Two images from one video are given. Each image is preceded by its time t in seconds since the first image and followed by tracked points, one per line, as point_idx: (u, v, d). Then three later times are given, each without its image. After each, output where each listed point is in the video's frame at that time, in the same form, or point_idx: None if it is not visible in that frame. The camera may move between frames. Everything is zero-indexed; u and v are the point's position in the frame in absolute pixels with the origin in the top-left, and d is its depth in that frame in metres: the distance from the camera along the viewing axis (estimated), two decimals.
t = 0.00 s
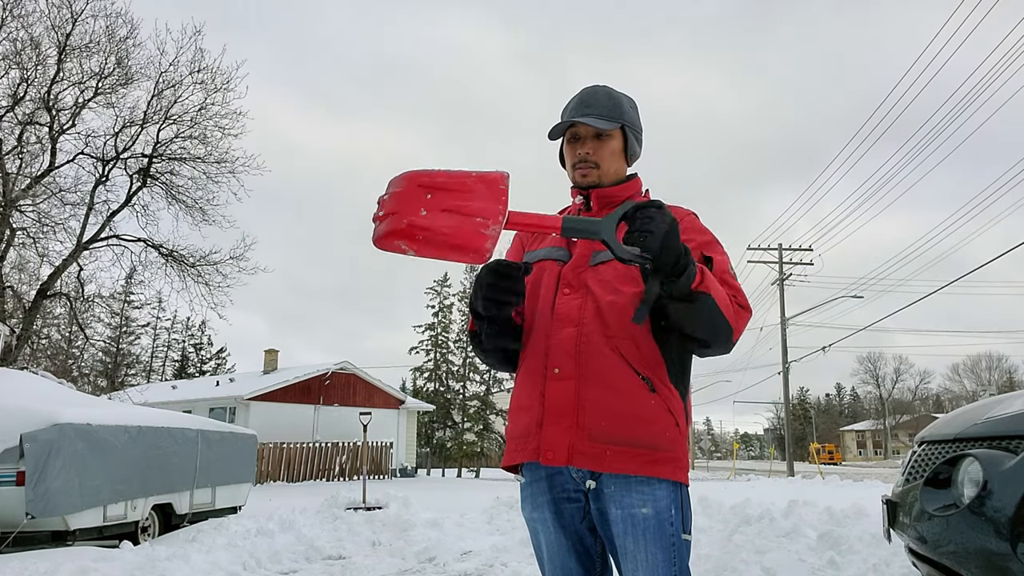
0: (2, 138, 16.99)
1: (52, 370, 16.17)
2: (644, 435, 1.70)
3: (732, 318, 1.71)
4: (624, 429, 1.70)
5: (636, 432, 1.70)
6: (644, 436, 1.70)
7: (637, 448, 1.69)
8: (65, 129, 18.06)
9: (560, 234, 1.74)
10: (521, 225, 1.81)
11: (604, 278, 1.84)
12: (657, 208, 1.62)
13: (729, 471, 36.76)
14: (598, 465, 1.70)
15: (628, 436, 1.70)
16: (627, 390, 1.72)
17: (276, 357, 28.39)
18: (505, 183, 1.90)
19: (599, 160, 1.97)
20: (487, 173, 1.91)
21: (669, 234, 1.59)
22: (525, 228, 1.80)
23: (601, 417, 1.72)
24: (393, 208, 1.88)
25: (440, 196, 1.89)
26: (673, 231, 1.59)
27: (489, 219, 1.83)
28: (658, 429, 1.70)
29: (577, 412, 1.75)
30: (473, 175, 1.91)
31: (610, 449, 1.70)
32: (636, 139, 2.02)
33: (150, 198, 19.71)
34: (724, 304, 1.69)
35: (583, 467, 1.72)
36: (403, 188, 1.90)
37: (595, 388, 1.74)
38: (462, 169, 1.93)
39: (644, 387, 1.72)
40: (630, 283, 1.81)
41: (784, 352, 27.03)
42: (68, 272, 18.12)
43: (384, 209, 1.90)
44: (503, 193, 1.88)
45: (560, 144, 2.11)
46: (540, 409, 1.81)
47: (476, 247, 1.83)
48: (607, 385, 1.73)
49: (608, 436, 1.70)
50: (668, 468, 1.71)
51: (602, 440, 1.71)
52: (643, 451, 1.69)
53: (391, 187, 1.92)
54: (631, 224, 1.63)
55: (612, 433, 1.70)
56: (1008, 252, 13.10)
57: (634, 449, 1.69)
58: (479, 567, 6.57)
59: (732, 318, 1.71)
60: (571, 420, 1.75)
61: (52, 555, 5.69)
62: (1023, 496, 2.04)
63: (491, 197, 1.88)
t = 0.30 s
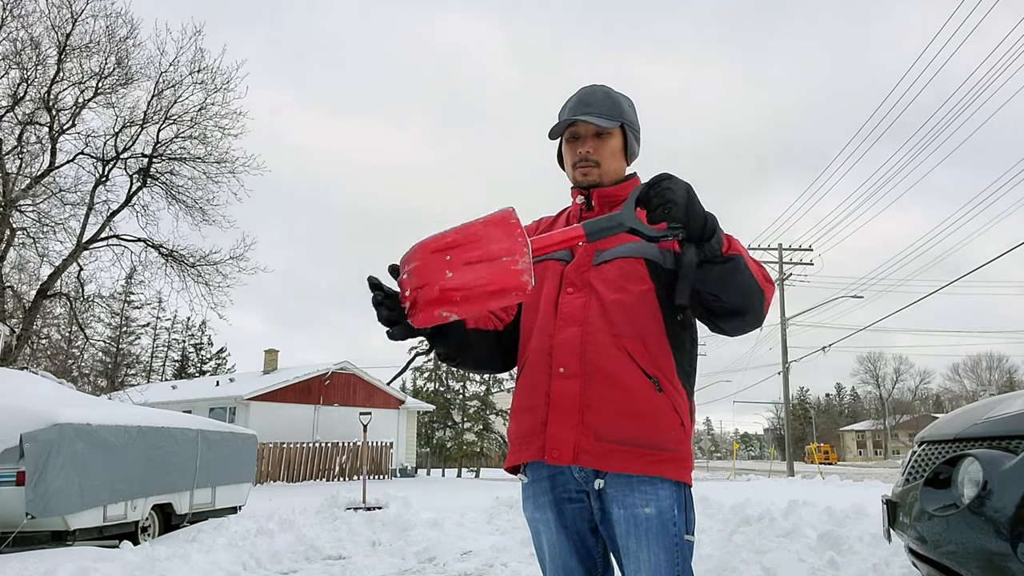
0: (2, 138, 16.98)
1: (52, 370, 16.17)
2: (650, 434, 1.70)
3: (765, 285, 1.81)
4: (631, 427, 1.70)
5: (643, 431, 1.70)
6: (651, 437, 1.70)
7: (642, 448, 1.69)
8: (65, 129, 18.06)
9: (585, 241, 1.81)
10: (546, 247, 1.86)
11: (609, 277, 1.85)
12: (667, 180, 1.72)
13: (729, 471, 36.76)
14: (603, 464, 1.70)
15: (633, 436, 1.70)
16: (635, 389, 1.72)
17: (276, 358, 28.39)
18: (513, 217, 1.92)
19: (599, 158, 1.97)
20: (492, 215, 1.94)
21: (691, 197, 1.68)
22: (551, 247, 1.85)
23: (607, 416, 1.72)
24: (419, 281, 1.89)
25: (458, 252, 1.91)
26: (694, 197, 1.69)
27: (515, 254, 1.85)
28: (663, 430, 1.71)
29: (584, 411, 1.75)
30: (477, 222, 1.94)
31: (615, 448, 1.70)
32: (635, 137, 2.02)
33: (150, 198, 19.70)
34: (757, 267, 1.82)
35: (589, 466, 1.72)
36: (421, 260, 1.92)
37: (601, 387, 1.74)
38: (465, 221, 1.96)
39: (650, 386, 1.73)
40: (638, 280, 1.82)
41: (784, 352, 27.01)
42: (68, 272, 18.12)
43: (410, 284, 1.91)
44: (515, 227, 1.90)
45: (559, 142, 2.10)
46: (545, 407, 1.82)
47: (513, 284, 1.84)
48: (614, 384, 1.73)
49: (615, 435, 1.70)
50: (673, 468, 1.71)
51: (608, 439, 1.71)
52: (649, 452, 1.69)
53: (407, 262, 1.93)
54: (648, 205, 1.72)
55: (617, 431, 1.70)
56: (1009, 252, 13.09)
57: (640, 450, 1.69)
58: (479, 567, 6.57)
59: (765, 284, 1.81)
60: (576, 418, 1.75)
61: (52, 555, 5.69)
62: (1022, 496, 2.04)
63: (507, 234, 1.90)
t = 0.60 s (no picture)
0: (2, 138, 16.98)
1: (52, 370, 16.17)
2: (664, 429, 1.71)
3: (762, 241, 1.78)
4: (644, 422, 1.71)
5: (657, 426, 1.71)
6: (666, 429, 1.72)
7: (655, 442, 1.71)
8: (65, 129, 18.06)
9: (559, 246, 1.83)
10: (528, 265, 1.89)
11: (616, 274, 1.85)
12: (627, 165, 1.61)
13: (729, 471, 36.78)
14: (618, 463, 1.71)
15: (648, 431, 1.71)
16: (646, 384, 1.74)
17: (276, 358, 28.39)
18: (484, 250, 1.87)
19: (602, 161, 1.97)
20: (462, 255, 1.87)
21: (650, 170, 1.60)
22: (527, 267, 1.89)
23: (620, 414, 1.73)
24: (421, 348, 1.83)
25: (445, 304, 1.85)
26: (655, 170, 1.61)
27: (507, 294, 1.82)
28: (676, 423, 1.73)
29: (596, 409, 1.75)
30: (451, 266, 1.86)
31: (630, 445, 1.71)
32: (637, 138, 2.02)
33: (150, 198, 19.71)
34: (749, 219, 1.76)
35: (603, 464, 1.72)
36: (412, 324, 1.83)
37: (613, 384, 1.75)
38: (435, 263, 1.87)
39: (662, 380, 1.75)
40: (643, 275, 1.83)
41: (784, 352, 27.00)
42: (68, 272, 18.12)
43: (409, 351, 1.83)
44: (492, 261, 1.86)
45: (560, 145, 2.11)
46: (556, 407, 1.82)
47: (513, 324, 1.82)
48: (627, 379, 1.74)
49: (630, 432, 1.71)
50: (686, 461, 1.73)
51: (621, 436, 1.71)
52: (663, 446, 1.71)
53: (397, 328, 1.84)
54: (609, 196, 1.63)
55: (630, 428, 1.71)
56: (1008, 252, 13.11)
57: (655, 445, 1.70)
58: (479, 567, 6.57)
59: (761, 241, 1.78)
60: (588, 417, 1.76)
61: (52, 555, 5.69)
62: (1023, 496, 2.04)
63: (490, 273, 1.85)
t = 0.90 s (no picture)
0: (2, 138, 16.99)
1: (52, 370, 16.17)
2: (686, 430, 1.75)
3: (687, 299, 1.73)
4: (666, 422, 1.74)
5: (678, 425, 1.74)
6: (685, 430, 1.75)
7: (677, 442, 1.73)
8: (64, 129, 18.05)
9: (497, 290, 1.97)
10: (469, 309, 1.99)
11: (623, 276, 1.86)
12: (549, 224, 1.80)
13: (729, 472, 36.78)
14: (642, 461, 1.72)
15: (671, 430, 1.74)
16: (667, 385, 1.76)
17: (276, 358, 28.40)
18: (430, 288, 1.95)
19: (612, 156, 1.98)
20: (407, 291, 1.94)
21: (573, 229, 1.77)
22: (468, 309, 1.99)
23: (645, 413, 1.74)
24: (362, 379, 1.89)
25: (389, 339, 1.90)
26: (578, 224, 1.78)
27: (450, 330, 1.91)
28: (694, 423, 1.77)
29: (618, 408, 1.76)
30: (398, 303, 1.93)
31: (652, 444, 1.72)
32: (644, 134, 2.04)
33: (150, 198, 19.72)
34: (672, 270, 1.72)
35: (627, 465, 1.73)
36: (353, 356, 1.91)
37: (635, 384, 1.76)
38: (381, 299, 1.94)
39: (680, 381, 1.78)
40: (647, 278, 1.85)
41: (784, 352, 27.00)
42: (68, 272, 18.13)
43: (352, 381, 1.90)
44: (437, 299, 1.94)
45: (566, 142, 2.10)
46: (575, 405, 1.80)
47: (456, 358, 1.91)
48: (645, 380, 1.76)
49: (653, 430, 1.73)
50: (703, 463, 1.77)
51: (646, 434, 1.73)
52: (683, 446, 1.74)
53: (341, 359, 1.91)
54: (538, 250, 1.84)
55: (654, 426, 1.73)
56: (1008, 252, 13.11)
57: (677, 445, 1.73)
58: (479, 567, 6.57)
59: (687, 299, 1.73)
60: (611, 416, 1.75)
61: (52, 555, 5.69)
62: (1023, 496, 2.04)
63: (434, 311, 1.93)
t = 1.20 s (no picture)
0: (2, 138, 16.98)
1: (52, 370, 16.17)
2: (681, 431, 1.74)
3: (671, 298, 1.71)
4: (661, 424, 1.73)
5: (672, 427, 1.73)
6: (681, 432, 1.74)
7: (672, 445, 1.73)
8: (64, 129, 18.05)
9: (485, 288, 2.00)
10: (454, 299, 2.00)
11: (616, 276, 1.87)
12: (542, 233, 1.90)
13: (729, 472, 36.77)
14: (637, 464, 1.71)
15: (666, 432, 1.73)
16: (662, 386, 1.76)
17: (276, 358, 28.41)
18: (417, 273, 1.98)
19: (620, 155, 1.98)
20: (396, 273, 1.97)
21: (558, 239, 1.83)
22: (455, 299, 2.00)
23: (639, 414, 1.73)
24: (340, 348, 1.90)
25: (370, 312, 1.92)
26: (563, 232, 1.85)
27: (430, 309, 1.92)
28: (691, 425, 1.75)
29: (613, 411, 1.75)
30: (383, 281, 1.96)
31: (647, 446, 1.72)
32: (652, 131, 2.04)
33: (150, 198, 19.71)
34: (656, 271, 1.70)
35: (621, 467, 1.72)
36: (335, 327, 1.93)
37: (630, 386, 1.75)
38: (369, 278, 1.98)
39: (675, 383, 1.77)
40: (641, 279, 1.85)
41: (784, 352, 26.98)
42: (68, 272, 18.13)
43: (331, 351, 1.92)
44: (422, 281, 1.96)
45: (572, 136, 2.10)
46: (569, 407, 1.80)
47: (433, 338, 1.92)
48: (640, 381, 1.75)
49: (648, 432, 1.72)
50: (699, 464, 1.76)
51: (640, 437, 1.72)
52: (679, 448, 1.73)
53: (324, 330, 1.94)
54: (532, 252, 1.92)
55: (649, 428, 1.72)
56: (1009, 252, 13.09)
57: (672, 448, 1.73)
58: (479, 567, 6.57)
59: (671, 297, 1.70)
60: (605, 418, 1.75)
61: (51, 555, 5.69)
62: (1022, 496, 2.04)
63: (418, 291, 1.95)
